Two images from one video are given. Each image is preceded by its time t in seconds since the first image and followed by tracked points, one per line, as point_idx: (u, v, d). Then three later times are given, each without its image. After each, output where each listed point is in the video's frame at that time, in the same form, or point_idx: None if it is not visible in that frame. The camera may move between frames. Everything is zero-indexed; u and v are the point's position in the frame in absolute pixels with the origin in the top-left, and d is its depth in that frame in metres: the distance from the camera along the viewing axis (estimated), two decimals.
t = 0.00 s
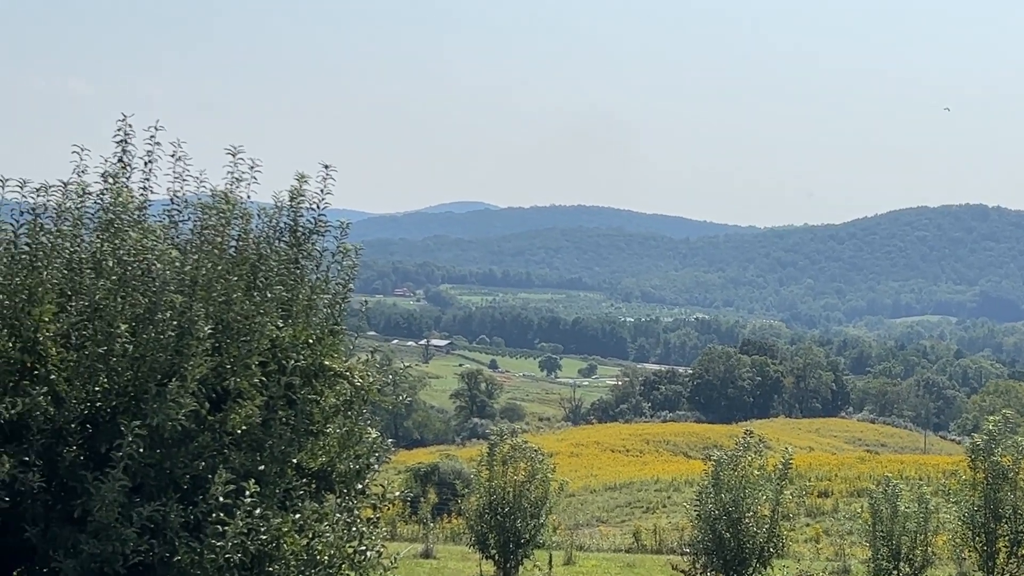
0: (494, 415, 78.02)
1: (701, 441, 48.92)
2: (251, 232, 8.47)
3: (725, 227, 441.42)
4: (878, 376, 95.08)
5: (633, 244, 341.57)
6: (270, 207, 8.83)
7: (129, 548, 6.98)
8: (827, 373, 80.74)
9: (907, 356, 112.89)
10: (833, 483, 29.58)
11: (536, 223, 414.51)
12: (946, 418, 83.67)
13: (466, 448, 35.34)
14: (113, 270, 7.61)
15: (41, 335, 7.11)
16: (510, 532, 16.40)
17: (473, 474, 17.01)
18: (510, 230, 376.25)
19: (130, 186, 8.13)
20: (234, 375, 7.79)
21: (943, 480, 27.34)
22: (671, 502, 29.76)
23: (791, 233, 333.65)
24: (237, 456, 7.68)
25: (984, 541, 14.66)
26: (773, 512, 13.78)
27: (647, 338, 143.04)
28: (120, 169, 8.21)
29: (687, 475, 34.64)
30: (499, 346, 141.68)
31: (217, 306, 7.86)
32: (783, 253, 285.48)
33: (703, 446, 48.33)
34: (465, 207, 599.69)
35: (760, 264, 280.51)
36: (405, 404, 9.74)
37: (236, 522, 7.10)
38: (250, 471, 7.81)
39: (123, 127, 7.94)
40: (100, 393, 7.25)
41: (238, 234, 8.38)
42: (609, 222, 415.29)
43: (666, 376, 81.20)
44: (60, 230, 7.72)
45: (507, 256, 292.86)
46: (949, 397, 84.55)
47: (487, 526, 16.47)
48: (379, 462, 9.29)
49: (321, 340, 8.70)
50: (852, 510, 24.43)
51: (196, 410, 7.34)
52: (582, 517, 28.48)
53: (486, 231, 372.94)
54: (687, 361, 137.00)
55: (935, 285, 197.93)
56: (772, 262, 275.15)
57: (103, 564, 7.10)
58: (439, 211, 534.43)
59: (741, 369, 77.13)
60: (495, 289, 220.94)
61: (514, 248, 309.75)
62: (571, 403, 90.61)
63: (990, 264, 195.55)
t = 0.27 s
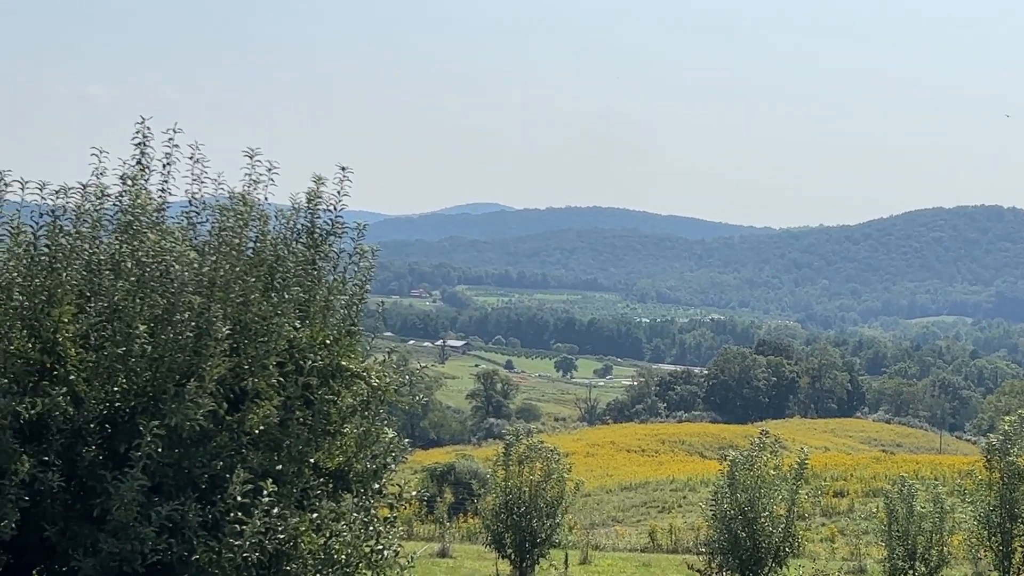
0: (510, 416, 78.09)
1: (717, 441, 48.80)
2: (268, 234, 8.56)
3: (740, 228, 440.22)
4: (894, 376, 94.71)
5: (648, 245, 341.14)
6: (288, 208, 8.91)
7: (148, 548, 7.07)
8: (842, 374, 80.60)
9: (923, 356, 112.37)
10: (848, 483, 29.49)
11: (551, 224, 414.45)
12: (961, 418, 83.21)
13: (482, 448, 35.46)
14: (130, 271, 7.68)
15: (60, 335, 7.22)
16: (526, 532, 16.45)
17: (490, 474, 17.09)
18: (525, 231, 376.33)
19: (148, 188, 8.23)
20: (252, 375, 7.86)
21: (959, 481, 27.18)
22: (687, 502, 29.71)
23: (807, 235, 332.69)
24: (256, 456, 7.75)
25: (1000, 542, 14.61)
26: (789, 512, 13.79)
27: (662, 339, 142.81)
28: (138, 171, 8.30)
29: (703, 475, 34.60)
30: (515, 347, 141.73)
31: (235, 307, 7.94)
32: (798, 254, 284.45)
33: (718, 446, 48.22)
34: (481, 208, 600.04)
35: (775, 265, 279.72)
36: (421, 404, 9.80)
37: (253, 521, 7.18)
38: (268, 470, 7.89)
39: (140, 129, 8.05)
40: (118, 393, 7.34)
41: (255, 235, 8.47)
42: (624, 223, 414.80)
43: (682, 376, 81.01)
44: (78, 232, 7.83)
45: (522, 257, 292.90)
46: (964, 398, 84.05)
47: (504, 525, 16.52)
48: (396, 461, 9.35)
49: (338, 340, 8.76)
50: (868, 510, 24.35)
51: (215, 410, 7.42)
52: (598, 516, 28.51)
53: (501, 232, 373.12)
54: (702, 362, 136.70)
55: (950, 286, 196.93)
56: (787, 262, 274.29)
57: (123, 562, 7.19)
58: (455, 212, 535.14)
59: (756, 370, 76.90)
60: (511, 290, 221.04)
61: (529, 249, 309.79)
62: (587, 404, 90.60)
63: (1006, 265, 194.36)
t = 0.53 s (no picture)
0: (525, 417, 78.14)
1: (732, 442, 48.73)
2: (286, 236, 8.67)
3: (754, 231, 438.92)
4: (908, 379, 94.39)
5: (663, 247, 340.59)
6: (305, 211, 9.01)
7: (165, 547, 7.13)
8: (857, 376, 80.67)
9: (938, 358, 111.90)
10: (863, 485, 29.41)
11: (565, 226, 414.33)
12: (976, 420, 82.83)
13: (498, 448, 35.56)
14: (150, 274, 7.77)
15: (79, 338, 7.31)
16: (542, 533, 16.49)
17: (505, 475, 17.15)
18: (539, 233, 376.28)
19: (166, 190, 8.29)
20: (269, 376, 7.92)
21: (974, 482, 27.04)
22: (702, 503, 29.71)
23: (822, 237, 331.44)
24: (273, 457, 7.82)
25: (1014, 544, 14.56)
26: (804, 513, 13.82)
27: (677, 341, 142.58)
28: (157, 174, 8.40)
29: (719, 476, 34.56)
30: (530, 348, 141.81)
31: (253, 310, 8.01)
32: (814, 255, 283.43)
33: (733, 448, 48.16)
34: (495, 211, 600.09)
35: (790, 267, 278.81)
36: (437, 406, 9.90)
37: (272, 522, 7.27)
38: (286, 472, 7.97)
39: (158, 131, 8.15)
40: (139, 395, 7.44)
41: (273, 238, 8.58)
42: (638, 225, 414.35)
43: (696, 378, 80.86)
44: (99, 235, 7.94)
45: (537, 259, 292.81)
46: (978, 400, 83.61)
47: (519, 527, 16.57)
48: (412, 462, 9.43)
49: (355, 343, 8.82)
50: (883, 511, 24.30)
51: (232, 412, 7.49)
52: (613, 518, 28.51)
53: (516, 234, 373.28)
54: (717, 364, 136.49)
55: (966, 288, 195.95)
56: (802, 265, 273.31)
57: (142, 564, 7.30)
58: (470, 214, 535.61)
59: (771, 372, 76.71)
60: (526, 293, 221.24)
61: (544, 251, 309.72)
62: (602, 405, 90.55)
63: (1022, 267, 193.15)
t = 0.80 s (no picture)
0: (540, 419, 78.22)
1: (746, 444, 48.66)
2: (303, 240, 8.73)
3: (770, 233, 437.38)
4: (923, 380, 93.92)
5: (677, 249, 340.00)
6: (321, 215, 9.09)
7: (184, 548, 7.22)
8: (871, 378, 80.57)
9: (953, 360, 111.28)
10: (878, 486, 29.31)
11: (580, 228, 414.08)
12: (991, 422, 82.32)
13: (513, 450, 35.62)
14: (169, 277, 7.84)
15: (98, 341, 7.40)
16: (558, 534, 16.52)
17: (521, 477, 17.19)
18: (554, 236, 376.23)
19: (184, 194, 8.36)
20: (286, 379, 7.98)
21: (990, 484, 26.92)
22: (717, 505, 29.66)
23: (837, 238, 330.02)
24: (290, 459, 7.91)
25: None
26: (819, 515, 13.80)
27: (692, 343, 142.32)
28: (175, 178, 8.48)
29: (734, 478, 34.49)
30: (545, 351, 141.85)
31: (270, 311, 8.08)
32: (829, 258, 282.33)
33: (747, 449, 48.06)
34: (510, 213, 600.43)
35: (805, 269, 277.81)
36: (452, 408, 9.96)
37: (289, 525, 7.33)
38: (302, 474, 8.04)
39: (177, 137, 8.23)
40: (156, 398, 7.51)
41: (290, 241, 8.64)
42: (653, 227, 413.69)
43: (711, 381, 80.63)
44: (116, 239, 8.02)
45: (552, 262, 292.71)
46: (993, 402, 83.12)
47: (535, 529, 16.61)
48: (428, 465, 9.49)
49: (371, 345, 8.90)
50: (898, 513, 24.21)
51: (250, 414, 7.55)
52: (627, 520, 28.49)
53: (531, 237, 373.36)
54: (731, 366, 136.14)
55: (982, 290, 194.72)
56: (817, 267, 272.41)
57: (159, 566, 7.35)
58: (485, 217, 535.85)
59: (785, 374, 76.47)
60: (541, 296, 221.29)
61: (559, 253, 309.61)
62: (616, 407, 90.49)
63: None
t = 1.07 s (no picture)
0: (555, 421, 78.18)
1: (761, 446, 48.50)
2: (318, 243, 8.80)
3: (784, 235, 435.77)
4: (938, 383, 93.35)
5: (691, 252, 339.25)
6: (337, 217, 9.13)
7: (201, 550, 7.27)
8: (886, 380, 80.19)
9: (969, 362, 110.66)
10: (893, 489, 29.17)
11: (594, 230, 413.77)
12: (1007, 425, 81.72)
13: (529, 452, 35.61)
14: (184, 279, 7.90)
15: (115, 343, 7.46)
16: (574, 536, 16.54)
17: (535, 479, 17.21)
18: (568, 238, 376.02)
19: (201, 197, 8.42)
20: (301, 382, 8.01)
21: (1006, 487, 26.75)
22: (733, 507, 29.60)
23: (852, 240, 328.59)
24: (306, 460, 7.94)
25: None
26: (834, 517, 13.76)
27: (706, 345, 141.92)
28: (191, 180, 8.53)
29: (749, 481, 34.37)
30: (560, 353, 141.70)
31: (286, 314, 8.11)
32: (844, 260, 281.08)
33: (762, 452, 47.91)
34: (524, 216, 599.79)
35: (820, 271, 276.75)
36: (467, 411, 10.00)
37: (304, 526, 7.37)
38: (318, 476, 8.09)
39: (193, 141, 8.29)
40: (172, 401, 7.58)
41: (305, 244, 8.71)
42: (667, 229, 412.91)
43: (726, 383, 80.36)
44: (133, 241, 8.08)
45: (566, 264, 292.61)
46: (1008, 404, 82.53)
47: (550, 531, 16.62)
48: (443, 467, 9.51)
49: (386, 348, 8.95)
50: (913, 515, 24.11)
51: (267, 416, 7.62)
52: (643, 522, 28.47)
53: (545, 240, 373.24)
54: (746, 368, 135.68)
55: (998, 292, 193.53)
56: (831, 269, 271.33)
57: (175, 568, 7.40)
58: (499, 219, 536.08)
59: (801, 376, 76.16)
60: (555, 298, 221.14)
61: (573, 255, 309.29)
62: (631, 409, 90.30)
63: None
